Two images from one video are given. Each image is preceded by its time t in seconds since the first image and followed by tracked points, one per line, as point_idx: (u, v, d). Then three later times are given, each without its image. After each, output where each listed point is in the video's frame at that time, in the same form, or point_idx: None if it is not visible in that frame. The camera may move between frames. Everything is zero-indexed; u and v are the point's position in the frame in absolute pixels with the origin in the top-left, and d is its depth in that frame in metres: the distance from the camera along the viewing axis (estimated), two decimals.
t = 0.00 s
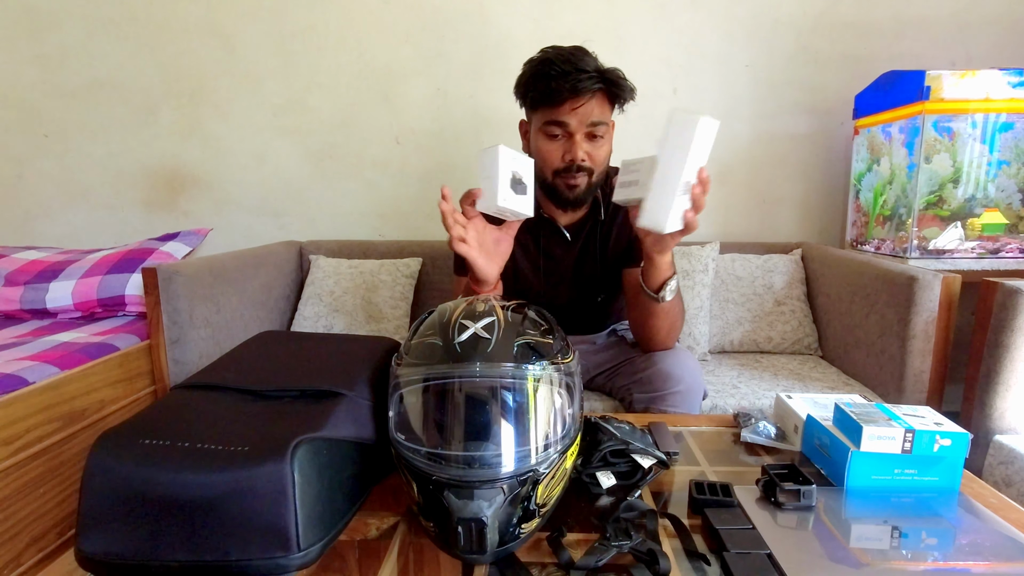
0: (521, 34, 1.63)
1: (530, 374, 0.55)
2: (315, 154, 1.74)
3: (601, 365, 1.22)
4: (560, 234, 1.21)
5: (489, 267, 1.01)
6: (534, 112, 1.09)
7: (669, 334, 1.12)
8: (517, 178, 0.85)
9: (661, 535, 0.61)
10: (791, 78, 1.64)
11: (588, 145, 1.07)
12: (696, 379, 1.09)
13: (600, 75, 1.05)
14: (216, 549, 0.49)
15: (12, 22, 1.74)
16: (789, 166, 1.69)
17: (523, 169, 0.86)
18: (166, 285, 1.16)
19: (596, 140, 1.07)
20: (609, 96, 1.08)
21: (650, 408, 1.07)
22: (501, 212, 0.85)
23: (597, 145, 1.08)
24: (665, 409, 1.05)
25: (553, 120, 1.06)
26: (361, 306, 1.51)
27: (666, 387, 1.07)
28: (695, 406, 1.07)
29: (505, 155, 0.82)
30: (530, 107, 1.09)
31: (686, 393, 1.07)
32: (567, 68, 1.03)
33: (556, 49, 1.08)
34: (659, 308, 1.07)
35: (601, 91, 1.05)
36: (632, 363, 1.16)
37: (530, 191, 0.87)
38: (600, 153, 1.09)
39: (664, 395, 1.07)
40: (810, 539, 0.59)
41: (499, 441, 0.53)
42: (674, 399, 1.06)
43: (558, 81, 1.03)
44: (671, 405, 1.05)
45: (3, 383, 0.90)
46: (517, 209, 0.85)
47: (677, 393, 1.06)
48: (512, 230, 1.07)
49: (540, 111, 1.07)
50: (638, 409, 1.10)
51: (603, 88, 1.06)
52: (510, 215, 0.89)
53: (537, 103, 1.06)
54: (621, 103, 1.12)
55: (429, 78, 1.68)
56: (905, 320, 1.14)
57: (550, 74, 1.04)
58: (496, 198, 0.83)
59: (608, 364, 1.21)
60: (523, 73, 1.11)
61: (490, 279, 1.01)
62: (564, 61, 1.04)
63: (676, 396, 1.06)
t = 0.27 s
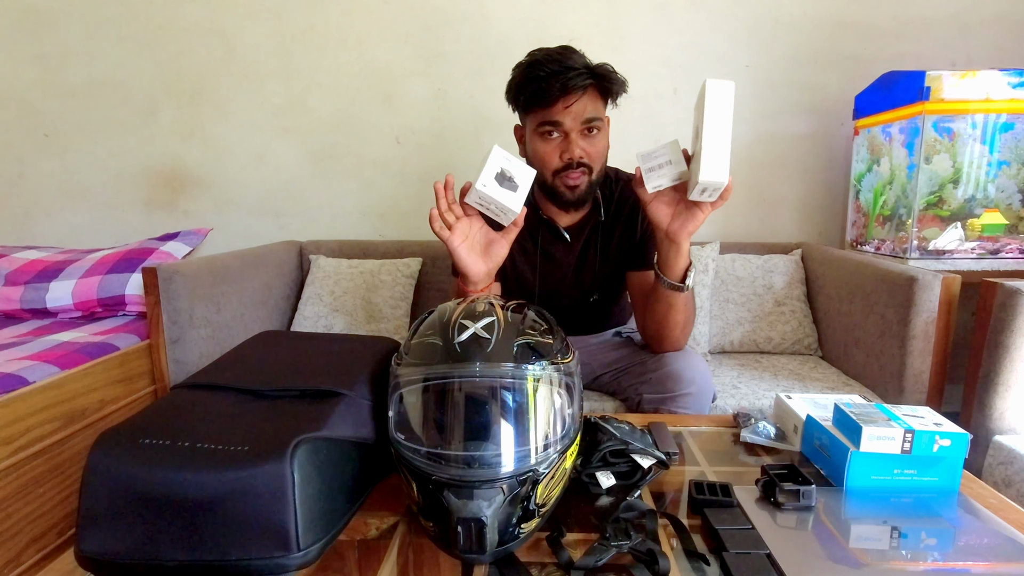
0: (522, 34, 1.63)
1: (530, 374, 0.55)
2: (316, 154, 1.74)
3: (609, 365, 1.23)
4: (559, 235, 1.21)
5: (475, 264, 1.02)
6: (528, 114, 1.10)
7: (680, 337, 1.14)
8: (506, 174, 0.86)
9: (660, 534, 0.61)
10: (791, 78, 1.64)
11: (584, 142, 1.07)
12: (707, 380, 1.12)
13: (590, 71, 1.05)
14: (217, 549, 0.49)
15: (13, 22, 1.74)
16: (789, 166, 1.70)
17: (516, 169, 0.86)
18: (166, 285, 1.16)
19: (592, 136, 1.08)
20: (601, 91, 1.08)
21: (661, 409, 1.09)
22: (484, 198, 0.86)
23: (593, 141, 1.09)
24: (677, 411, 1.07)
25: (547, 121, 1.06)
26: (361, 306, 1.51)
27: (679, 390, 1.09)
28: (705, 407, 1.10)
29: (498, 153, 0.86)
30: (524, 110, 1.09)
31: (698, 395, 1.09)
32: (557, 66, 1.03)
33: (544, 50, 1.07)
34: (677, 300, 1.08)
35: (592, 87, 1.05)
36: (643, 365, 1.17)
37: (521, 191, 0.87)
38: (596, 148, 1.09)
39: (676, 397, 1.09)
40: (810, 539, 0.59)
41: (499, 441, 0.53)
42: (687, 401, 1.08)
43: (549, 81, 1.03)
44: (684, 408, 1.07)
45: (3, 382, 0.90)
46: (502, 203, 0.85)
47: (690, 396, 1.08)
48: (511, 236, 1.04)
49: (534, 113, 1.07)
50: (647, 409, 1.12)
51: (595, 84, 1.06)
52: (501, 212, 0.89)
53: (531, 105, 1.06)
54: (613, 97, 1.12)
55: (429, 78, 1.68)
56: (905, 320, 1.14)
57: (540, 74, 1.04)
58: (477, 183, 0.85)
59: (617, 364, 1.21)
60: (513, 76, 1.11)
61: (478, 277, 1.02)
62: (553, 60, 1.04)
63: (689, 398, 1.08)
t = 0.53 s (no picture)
0: (521, 34, 1.63)
1: (530, 374, 0.55)
2: (315, 154, 1.74)
3: (611, 366, 1.23)
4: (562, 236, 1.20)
5: (477, 267, 1.02)
6: (530, 118, 1.09)
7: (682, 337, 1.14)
8: (516, 180, 0.87)
9: (660, 534, 0.61)
10: (791, 78, 1.64)
11: (587, 144, 1.07)
12: (710, 381, 1.11)
13: (592, 74, 1.04)
14: (216, 549, 0.49)
15: (12, 22, 1.74)
16: (789, 166, 1.69)
17: (526, 176, 0.87)
18: (166, 285, 1.16)
19: (595, 139, 1.08)
20: (603, 94, 1.08)
21: (663, 408, 1.08)
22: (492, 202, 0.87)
23: (596, 143, 1.09)
24: (680, 411, 1.06)
25: (551, 124, 1.06)
26: (361, 306, 1.51)
27: (681, 390, 1.08)
28: (708, 407, 1.09)
29: (509, 159, 0.87)
30: (525, 113, 1.08)
31: (702, 395, 1.07)
32: (559, 70, 1.02)
33: (545, 53, 1.07)
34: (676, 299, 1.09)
35: (594, 89, 1.05)
36: (645, 365, 1.17)
37: (530, 199, 0.87)
38: (600, 150, 1.09)
39: (678, 396, 1.08)
40: (810, 539, 0.59)
41: (499, 441, 0.53)
42: (689, 401, 1.06)
43: (551, 84, 1.02)
44: (685, 407, 1.06)
45: (3, 382, 0.90)
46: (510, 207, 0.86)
47: (692, 396, 1.07)
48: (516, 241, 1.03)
49: (537, 116, 1.07)
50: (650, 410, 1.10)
51: (596, 86, 1.06)
52: (509, 218, 0.90)
53: (533, 108, 1.06)
54: (614, 100, 1.11)
55: (429, 78, 1.68)
56: (905, 320, 1.14)
57: (542, 77, 1.03)
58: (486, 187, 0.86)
59: (619, 365, 1.21)
60: (514, 78, 1.10)
61: (479, 279, 1.02)
62: (555, 63, 1.04)
63: (691, 398, 1.07)
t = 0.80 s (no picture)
0: (521, 34, 1.63)
1: (530, 374, 0.55)
2: (316, 154, 1.74)
3: (611, 366, 1.23)
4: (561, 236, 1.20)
5: (476, 270, 1.02)
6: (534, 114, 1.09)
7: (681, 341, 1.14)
8: (518, 184, 0.87)
9: (660, 534, 0.61)
10: (792, 78, 1.64)
11: (589, 146, 1.07)
12: (711, 382, 1.10)
13: (600, 76, 1.04)
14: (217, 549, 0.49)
15: (13, 22, 1.74)
16: (789, 166, 1.69)
17: (528, 181, 0.87)
18: (166, 285, 1.16)
19: (598, 141, 1.08)
20: (609, 97, 1.08)
21: (663, 409, 1.07)
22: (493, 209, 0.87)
23: (599, 146, 1.09)
24: (680, 411, 1.05)
25: (554, 122, 1.06)
26: (361, 305, 1.51)
27: (682, 390, 1.08)
28: (708, 407, 1.09)
29: (511, 163, 0.87)
30: (529, 109, 1.08)
31: (701, 396, 1.07)
32: (567, 69, 1.02)
33: (554, 50, 1.06)
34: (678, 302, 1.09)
35: (601, 92, 1.05)
36: (645, 365, 1.17)
37: (531, 205, 0.87)
38: (602, 153, 1.09)
39: (679, 397, 1.07)
40: (810, 539, 0.59)
41: (499, 441, 0.53)
42: (689, 401, 1.06)
43: (558, 83, 1.02)
44: (686, 408, 1.06)
45: (3, 382, 0.90)
46: (511, 215, 0.86)
47: (693, 396, 1.07)
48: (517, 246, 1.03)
49: (540, 114, 1.06)
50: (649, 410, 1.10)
51: (603, 89, 1.05)
52: (510, 224, 0.90)
53: (537, 105, 1.05)
54: (620, 104, 1.11)
55: (429, 78, 1.68)
56: (905, 320, 1.14)
57: (549, 75, 1.03)
58: (487, 194, 0.86)
59: (619, 365, 1.21)
60: (521, 73, 1.10)
61: (479, 283, 1.03)
62: (563, 62, 1.03)
63: (691, 398, 1.06)
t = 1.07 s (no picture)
0: (521, 34, 1.63)
1: (530, 374, 0.55)
2: (316, 154, 1.74)
3: (613, 365, 1.22)
4: (560, 235, 1.20)
5: (490, 272, 1.01)
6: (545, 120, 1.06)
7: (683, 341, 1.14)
8: (523, 184, 0.88)
9: (660, 534, 0.61)
10: (792, 78, 1.64)
11: (602, 155, 1.07)
12: (713, 381, 1.11)
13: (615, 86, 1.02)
14: (217, 549, 0.49)
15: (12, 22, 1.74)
16: (789, 166, 1.69)
17: (531, 178, 0.88)
18: (166, 285, 1.16)
19: (609, 149, 1.08)
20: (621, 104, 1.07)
21: (666, 407, 1.07)
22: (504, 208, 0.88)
23: (609, 153, 1.09)
24: (683, 410, 1.05)
25: (568, 131, 1.04)
26: (361, 305, 1.51)
27: (685, 388, 1.08)
28: (711, 407, 1.08)
29: (514, 163, 0.86)
30: (542, 116, 1.06)
31: (704, 394, 1.07)
32: (584, 79, 0.99)
33: (568, 56, 1.03)
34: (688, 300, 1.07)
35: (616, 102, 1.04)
36: (648, 364, 1.17)
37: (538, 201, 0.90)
38: (612, 160, 1.10)
39: (682, 395, 1.07)
40: (810, 539, 0.59)
41: (499, 441, 0.53)
42: (692, 399, 1.06)
43: (575, 92, 0.99)
44: (688, 406, 1.06)
45: (3, 382, 0.90)
46: (524, 214, 0.88)
47: (696, 394, 1.07)
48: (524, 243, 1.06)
49: (554, 121, 1.04)
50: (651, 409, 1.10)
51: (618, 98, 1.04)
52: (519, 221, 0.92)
53: (552, 113, 1.03)
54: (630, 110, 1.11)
55: (429, 78, 1.68)
56: (905, 320, 1.14)
57: (566, 84, 1.00)
58: (497, 195, 0.85)
59: (621, 364, 1.21)
60: (533, 77, 1.06)
61: (491, 284, 1.02)
62: (580, 70, 1.00)
63: (694, 397, 1.06)
